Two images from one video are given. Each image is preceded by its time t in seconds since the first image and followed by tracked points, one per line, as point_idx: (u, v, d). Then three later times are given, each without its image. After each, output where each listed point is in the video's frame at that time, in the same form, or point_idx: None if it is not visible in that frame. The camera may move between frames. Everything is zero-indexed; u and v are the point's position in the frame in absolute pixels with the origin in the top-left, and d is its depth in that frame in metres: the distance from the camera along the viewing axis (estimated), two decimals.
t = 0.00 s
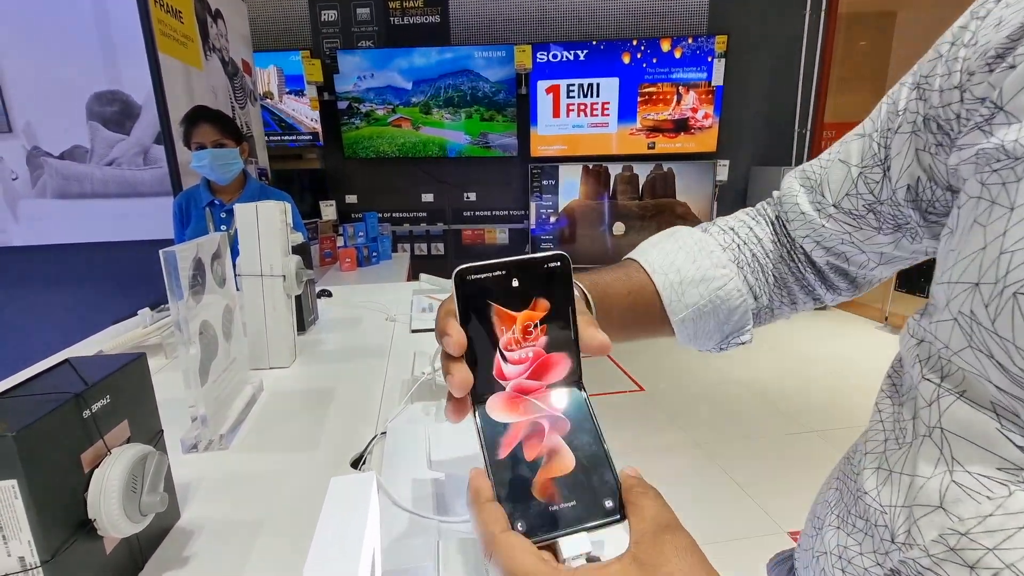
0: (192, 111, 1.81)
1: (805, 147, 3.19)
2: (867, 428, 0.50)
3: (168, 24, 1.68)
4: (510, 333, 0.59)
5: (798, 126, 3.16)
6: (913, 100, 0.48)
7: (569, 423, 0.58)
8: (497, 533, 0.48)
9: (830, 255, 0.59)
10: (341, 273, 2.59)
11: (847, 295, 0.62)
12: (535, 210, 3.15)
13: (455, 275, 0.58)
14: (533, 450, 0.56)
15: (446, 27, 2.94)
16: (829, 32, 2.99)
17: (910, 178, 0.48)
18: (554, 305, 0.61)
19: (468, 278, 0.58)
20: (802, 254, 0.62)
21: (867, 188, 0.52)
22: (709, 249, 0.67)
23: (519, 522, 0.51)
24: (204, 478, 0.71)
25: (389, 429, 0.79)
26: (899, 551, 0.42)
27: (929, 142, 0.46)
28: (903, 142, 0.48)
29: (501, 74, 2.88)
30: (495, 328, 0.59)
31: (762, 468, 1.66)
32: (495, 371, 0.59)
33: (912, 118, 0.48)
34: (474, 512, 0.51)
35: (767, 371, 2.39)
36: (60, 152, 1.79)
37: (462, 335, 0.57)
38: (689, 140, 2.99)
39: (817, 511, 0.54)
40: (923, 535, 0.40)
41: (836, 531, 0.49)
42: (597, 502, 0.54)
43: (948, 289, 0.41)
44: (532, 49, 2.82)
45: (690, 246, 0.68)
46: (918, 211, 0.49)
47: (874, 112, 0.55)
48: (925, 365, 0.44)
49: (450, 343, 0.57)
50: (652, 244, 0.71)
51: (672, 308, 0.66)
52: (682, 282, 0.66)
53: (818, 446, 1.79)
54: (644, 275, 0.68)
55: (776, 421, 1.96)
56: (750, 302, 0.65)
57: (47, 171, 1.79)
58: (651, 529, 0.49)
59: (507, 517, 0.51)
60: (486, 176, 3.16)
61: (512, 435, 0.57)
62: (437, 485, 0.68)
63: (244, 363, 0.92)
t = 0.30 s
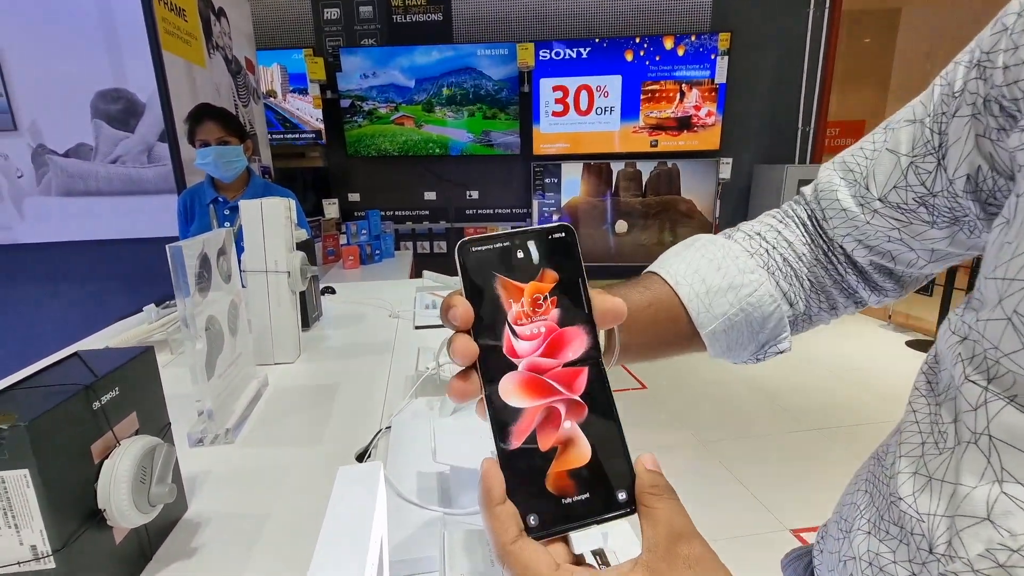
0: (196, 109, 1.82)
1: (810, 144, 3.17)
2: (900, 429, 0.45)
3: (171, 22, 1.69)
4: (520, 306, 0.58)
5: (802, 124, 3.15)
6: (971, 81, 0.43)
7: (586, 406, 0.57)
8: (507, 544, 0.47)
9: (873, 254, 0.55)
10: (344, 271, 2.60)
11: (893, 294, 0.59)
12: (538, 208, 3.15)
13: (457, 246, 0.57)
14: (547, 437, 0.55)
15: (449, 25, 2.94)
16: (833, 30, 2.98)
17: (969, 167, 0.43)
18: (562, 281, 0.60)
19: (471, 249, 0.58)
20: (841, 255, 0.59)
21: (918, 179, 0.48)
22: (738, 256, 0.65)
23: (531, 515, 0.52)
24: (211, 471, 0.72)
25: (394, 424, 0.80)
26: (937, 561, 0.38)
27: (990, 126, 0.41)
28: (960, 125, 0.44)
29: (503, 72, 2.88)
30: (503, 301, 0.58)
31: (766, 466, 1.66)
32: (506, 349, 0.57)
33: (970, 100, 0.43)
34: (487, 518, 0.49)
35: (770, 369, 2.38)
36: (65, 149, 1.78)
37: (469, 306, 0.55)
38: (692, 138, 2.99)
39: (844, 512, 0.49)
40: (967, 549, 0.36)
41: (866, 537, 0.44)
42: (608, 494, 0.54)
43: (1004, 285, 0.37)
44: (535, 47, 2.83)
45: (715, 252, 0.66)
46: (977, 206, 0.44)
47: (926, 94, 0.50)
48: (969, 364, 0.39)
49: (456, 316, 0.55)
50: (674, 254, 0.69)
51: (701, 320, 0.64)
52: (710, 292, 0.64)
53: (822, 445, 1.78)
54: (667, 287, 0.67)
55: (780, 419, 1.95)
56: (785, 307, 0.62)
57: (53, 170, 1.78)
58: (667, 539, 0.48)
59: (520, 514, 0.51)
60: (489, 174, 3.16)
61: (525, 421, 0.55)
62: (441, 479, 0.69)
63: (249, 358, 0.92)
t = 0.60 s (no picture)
0: (203, 107, 1.83)
1: (814, 142, 3.16)
2: (928, 435, 0.42)
3: (178, 20, 1.69)
4: (516, 295, 0.59)
5: (806, 122, 3.13)
6: (1008, 76, 0.41)
7: (589, 393, 0.57)
8: (519, 537, 0.46)
9: (900, 258, 0.54)
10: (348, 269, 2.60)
11: (920, 300, 0.58)
12: (541, 207, 3.15)
13: (450, 243, 0.59)
14: (552, 428, 0.55)
15: (453, 23, 2.94)
16: (839, 27, 2.97)
17: (1007, 167, 0.41)
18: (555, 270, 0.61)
19: (463, 245, 0.60)
20: (864, 259, 0.58)
21: (950, 180, 0.46)
22: (752, 264, 0.65)
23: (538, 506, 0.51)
24: (218, 466, 0.72)
25: (399, 420, 0.80)
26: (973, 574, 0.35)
27: None
28: (994, 124, 0.42)
29: (507, 70, 2.88)
30: (498, 292, 0.59)
31: (768, 465, 1.66)
32: (505, 338, 0.57)
33: (1007, 96, 0.41)
34: (494, 512, 0.48)
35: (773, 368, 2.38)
36: (71, 147, 1.80)
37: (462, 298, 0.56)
38: (696, 137, 2.98)
39: (869, 518, 0.46)
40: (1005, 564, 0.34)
41: (894, 546, 0.42)
42: (616, 482, 0.53)
43: None
44: (539, 46, 2.83)
45: (730, 259, 0.67)
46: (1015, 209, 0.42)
47: (957, 90, 0.48)
48: (1004, 370, 0.36)
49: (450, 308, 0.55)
50: (687, 262, 0.70)
51: (713, 329, 0.65)
52: (724, 301, 0.64)
53: (826, 444, 1.78)
54: (680, 300, 0.67)
55: (783, 418, 1.95)
56: (802, 315, 0.62)
57: (58, 168, 1.80)
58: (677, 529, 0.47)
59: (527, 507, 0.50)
60: (492, 172, 3.16)
61: (528, 410, 0.55)
62: (447, 474, 0.69)
63: (255, 355, 0.93)
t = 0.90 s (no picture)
0: (207, 106, 1.83)
1: (817, 142, 3.15)
2: (940, 439, 0.42)
3: (181, 20, 1.70)
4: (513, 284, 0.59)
5: (810, 121, 3.12)
6: None
7: (587, 380, 0.57)
8: (514, 528, 0.45)
9: (908, 258, 0.53)
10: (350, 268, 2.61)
11: (926, 302, 0.57)
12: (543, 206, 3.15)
13: (445, 234, 0.59)
14: (549, 416, 0.55)
15: (455, 22, 2.94)
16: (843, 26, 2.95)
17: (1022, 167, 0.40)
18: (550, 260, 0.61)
19: (458, 236, 0.59)
20: (870, 259, 0.57)
21: (961, 180, 0.46)
22: (754, 261, 0.65)
23: (537, 495, 0.51)
24: (220, 464, 0.72)
25: (400, 419, 0.80)
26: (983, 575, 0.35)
27: None
28: (1009, 125, 0.41)
29: (510, 70, 2.88)
30: (495, 281, 0.59)
31: (770, 465, 1.66)
32: (502, 326, 0.57)
33: None
34: (484, 508, 0.47)
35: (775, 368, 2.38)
36: (76, 146, 1.80)
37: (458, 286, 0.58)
38: (699, 136, 2.97)
39: (878, 523, 0.46)
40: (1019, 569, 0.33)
41: (903, 552, 0.41)
42: (615, 469, 0.53)
43: None
44: (541, 45, 2.82)
45: (732, 256, 0.66)
46: None
47: (970, 87, 0.47)
48: (1016, 372, 0.36)
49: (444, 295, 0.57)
50: (689, 257, 0.70)
51: (713, 325, 0.65)
52: (725, 297, 0.64)
53: (828, 444, 1.78)
54: (680, 294, 0.67)
55: (785, 417, 1.95)
56: (803, 314, 0.62)
57: (64, 166, 1.80)
58: (684, 508, 0.46)
59: (522, 499, 0.50)
60: (495, 172, 3.16)
61: (525, 398, 0.55)
62: (447, 472, 0.70)
63: (258, 354, 0.93)
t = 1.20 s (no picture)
0: (206, 105, 1.83)
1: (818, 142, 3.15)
2: (940, 434, 0.42)
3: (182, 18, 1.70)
4: (520, 274, 0.57)
5: (810, 121, 3.12)
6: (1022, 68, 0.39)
7: (590, 371, 0.57)
8: (519, 503, 0.46)
9: (897, 247, 0.53)
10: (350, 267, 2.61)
11: (913, 294, 0.57)
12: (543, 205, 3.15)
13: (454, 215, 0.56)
14: (553, 405, 0.55)
15: (456, 22, 2.94)
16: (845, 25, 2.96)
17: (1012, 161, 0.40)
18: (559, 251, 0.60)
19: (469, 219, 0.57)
20: (862, 248, 0.57)
21: (953, 172, 0.45)
22: (751, 242, 0.65)
23: (540, 480, 0.51)
24: (218, 462, 0.72)
25: (400, 417, 0.80)
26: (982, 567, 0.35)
27: None
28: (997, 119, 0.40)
29: (510, 69, 2.88)
30: (502, 271, 0.57)
31: (770, 464, 1.66)
32: (507, 316, 0.56)
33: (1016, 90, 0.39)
34: (494, 482, 0.49)
35: (775, 368, 2.38)
36: (76, 144, 1.79)
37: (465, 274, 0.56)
38: (699, 136, 2.97)
39: (877, 518, 0.46)
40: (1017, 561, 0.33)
41: (901, 546, 0.41)
42: (620, 457, 0.53)
43: None
44: (542, 44, 2.82)
45: (731, 235, 0.66)
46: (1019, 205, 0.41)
47: (967, 81, 0.47)
48: (1012, 366, 0.36)
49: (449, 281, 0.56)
50: (689, 232, 0.69)
51: (703, 301, 0.65)
52: (719, 275, 0.64)
53: (827, 444, 1.78)
54: (674, 266, 0.67)
55: (785, 417, 1.95)
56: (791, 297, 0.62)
57: (64, 165, 1.80)
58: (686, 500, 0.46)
59: (527, 480, 0.51)
60: (495, 171, 3.16)
61: (529, 387, 0.55)
62: (446, 471, 0.69)
63: (257, 352, 0.93)
